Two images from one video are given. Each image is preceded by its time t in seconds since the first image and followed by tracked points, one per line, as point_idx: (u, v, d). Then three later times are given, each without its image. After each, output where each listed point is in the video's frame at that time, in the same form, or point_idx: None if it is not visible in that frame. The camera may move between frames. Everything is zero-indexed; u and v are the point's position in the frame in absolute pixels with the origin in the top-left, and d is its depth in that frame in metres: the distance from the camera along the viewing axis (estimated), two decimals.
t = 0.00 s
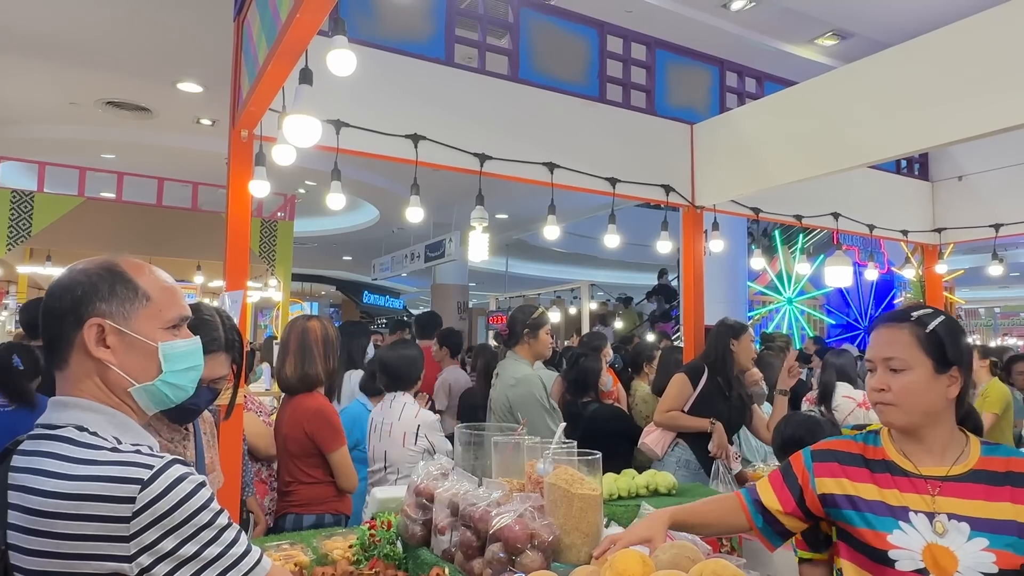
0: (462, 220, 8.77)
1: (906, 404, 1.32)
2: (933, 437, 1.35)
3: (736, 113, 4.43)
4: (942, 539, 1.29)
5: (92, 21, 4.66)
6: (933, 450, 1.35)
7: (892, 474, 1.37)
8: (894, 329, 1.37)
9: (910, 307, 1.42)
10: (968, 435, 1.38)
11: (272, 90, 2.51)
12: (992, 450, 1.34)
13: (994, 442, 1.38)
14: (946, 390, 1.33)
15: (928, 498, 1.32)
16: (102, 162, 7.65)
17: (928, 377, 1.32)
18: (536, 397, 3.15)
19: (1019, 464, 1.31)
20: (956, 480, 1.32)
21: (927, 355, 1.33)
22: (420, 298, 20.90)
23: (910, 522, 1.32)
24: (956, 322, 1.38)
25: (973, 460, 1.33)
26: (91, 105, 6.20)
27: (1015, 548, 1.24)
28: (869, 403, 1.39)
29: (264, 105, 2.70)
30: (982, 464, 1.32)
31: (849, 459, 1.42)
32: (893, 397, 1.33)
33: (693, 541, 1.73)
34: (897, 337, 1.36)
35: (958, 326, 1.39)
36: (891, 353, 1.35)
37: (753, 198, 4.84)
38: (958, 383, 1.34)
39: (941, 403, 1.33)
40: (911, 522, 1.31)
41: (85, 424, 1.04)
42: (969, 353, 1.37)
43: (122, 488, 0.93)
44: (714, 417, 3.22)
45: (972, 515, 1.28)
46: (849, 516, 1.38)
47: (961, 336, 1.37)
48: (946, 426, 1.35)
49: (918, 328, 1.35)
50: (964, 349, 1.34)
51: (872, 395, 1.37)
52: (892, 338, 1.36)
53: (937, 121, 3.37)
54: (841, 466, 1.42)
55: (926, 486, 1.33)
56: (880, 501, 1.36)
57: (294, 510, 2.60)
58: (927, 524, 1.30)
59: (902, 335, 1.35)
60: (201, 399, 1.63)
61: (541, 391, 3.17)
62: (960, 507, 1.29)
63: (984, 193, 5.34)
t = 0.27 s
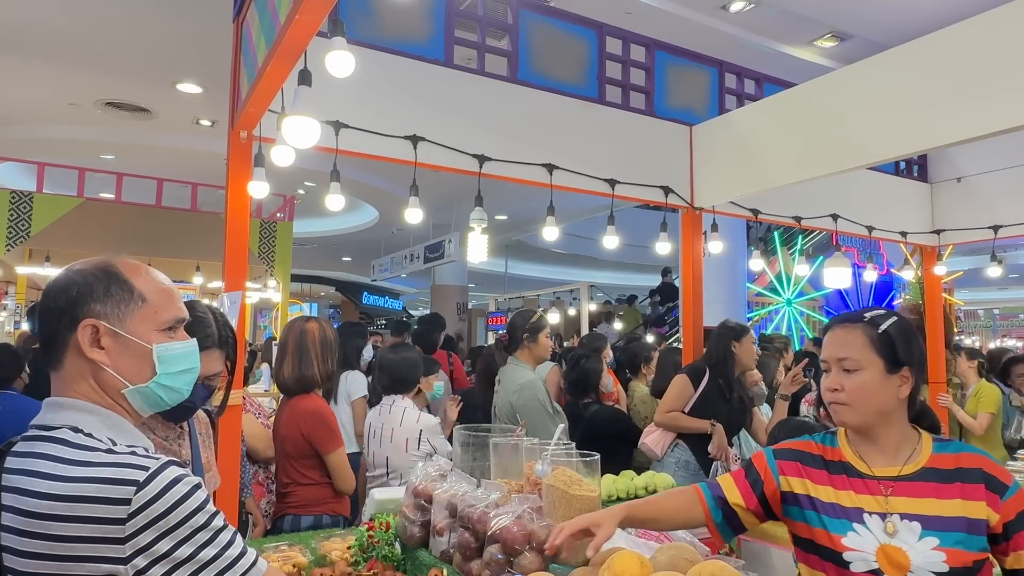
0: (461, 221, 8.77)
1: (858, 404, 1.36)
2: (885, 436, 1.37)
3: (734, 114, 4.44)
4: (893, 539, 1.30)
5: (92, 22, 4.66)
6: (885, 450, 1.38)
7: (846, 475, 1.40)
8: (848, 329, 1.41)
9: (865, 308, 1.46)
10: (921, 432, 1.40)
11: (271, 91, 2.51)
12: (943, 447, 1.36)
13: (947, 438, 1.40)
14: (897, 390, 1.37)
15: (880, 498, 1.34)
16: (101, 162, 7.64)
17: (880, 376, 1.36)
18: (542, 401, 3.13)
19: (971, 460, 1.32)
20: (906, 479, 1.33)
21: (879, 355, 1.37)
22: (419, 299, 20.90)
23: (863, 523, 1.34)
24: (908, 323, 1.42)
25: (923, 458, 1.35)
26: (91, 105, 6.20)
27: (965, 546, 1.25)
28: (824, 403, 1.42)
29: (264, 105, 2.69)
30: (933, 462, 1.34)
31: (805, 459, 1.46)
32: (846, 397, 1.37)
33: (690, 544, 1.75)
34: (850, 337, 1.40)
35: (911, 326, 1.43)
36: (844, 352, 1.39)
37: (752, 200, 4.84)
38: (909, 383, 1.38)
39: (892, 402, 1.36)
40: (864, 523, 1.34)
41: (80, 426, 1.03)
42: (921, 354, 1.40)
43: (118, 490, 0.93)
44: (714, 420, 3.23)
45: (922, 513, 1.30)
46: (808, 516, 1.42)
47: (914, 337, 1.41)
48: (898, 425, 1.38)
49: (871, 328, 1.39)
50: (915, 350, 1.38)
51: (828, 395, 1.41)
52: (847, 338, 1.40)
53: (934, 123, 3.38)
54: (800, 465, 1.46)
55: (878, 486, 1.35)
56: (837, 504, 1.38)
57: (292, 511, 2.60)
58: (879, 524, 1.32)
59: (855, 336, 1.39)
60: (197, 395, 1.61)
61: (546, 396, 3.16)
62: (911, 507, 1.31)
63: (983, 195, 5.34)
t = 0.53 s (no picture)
0: (460, 221, 8.76)
1: (826, 408, 1.40)
2: (849, 440, 1.43)
3: (733, 115, 4.45)
4: (864, 543, 1.37)
5: (91, 21, 4.65)
6: (850, 454, 1.44)
7: (815, 481, 1.45)
8: (814, 333, 1.45)
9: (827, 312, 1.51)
10: (879, 433, 1.48)
11: (269, 92, 2.51)
12: (902, 446, 1.44)
13: (902, 436, 1.49)
14: (860, 393, 1.43)
15: (850, 503, 1.41)
16: (100, 162, 7.63)
17: (846, 380, 1.41)
18: (545, 403, 3.13)
19: (929, 458, 1.41)
20: (872, 482, 1.41)
21: (844, 359, 1.42)
22: (418, 300, 20.89)
23: (836, 531, 1.39)
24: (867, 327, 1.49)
25: (885, 459, 1.42)
26: (90, 105, 6.20)
27: (933, 544, 1.34)
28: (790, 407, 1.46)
29: (262, 105, 2.70)
30: (895, 462, 1.42)
31: (773, 467, 1.50)
32: (813, 401, 1.42)
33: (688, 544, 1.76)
34: (816, 342, 1.44)
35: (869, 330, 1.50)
36: (810, 357, 1.43)
37: (750, 201, 4.85)
38: (871, 385, 1.45)
39: (857, 405, 1.42)
40: (837, 531, 1.39)
41: (71, 426, 1.03)
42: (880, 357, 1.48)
43: (111, 490, 0.93)
44: (713, 421, 3.23)
45: (890, 515, 1.37)
46: (780, 525, 1.46)
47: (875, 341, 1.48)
48: (861, 428, 1.44)
49: (836, 332, 1.45)
50: (876, 353, 1.45)
51: (794, 399, 1.45)
52: (812, 342, 1.44)
53: (932, 125, 3.38)
54: (769, 474, 1.50)
55: (847, 491, 1.41)
56: (807, 512, 1.43)
57: (290, 511, 2.59)
58: (850, 530, 1.38)
59: (821, 341, 1.44)
60: (192, 392, 1.66)
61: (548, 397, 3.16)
62: (879, 510, 1.38)
63: (981, 196, 5.35)
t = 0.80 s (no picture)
0: (459, 222, 8.76)
1: (834, 412, 1.40)
2: (847, 443, 1.43)
3: (732, 116, 4.44)
4: (855, 543, 1.37)
5: (90, 20, 4.64)
6: (845, 456, 1.44)
7: (809, 480, 1.45)
8: (822, 335, 1.44)
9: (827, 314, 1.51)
10: (870, 434, 1.49)
11: (267, 92, 2.51)
12: (895, 448, 1.45)
13: (894, 437, 1.50)
14: (861, 396, 1.45)
15: (843, 503, 1.40)
16: (99, 162, 7.63)
17: (851, 384, 1.42)
18: (551, 402, 3.12)
19: (922, 460, 1.42)
20: (866, 483, 1.41)
21: (851, 363, 1.43)
22: (417, 300, 20.89)
23: (828, 530, 1.39)
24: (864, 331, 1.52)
25: (878, 460, 1.43)
26: (88, 105, 6.19)
27: (924, 546, 1.34)
28: (794, 410, 1.44)
29: (260, 106, 2.70)
30: (888, 463, 1.42)
31: (766, 463, 1.50)
32: (821, 405, 1.40)
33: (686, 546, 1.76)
34: (824, 345, 1.43)
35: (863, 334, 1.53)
36: (820, 360, 1.42)
37: (749, 201, 4.85)
38: (868, 390, 1.47)
39: (858, 409, 1.43)
40: (829, 530, 1.39)
41: (64, 428, 1.02)
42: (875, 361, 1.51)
43: (103, 493, 0.92)
44: (714, 421, 3.24)
45: (883, 516, 1.37)
46: (771, 522, 1.45)
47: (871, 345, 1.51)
48: (858, 431, 1.45)
49: (842, 335, 1.45)
50: (875, 357, 1.47)
51: (802, 402, 1.43)
52: (820, 345, 1.43)
53: (930, 126, 3.39)
54: (761, 470, 1.49)
55: (841, 491, 1.41)
56: (800, 510, 1.43)
57: (288, 512, 2.59)
58: (842, 530, 1.38)
59: (828, 343, 1.43)
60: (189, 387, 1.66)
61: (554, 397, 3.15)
62: (872, 511, 1.38)
63: (979, 197, 5.35)
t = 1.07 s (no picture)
0: (457, 222, 8.76)
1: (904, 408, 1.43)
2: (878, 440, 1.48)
3: (730, 117, 4.44)
4: (865, 538, 1.38)
5: (87, 20, 4.64)
6: (868, 452, 1.46)
7: (817, 477, 1.46)
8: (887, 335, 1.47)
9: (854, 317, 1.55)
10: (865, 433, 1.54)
11: (264, 93, 2.51)
12: (898, 446, 1.48)
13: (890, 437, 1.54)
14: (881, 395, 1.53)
15: (855, 500, 1.41)
16: (97, 161, 7.62)
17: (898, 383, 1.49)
18: (549, 402, 3.11)
19: (923, 458, 1.46)
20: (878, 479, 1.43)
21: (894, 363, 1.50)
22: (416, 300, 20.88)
23: (835, 524, 1.40)
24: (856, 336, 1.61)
25: (885, 458, 1.45)
26: (86, 105, 6.19)
27: (931, 540, 1.37)
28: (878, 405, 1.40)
29: (257, 106, 2.70)
30: (895, 461, 1.45)
31: (769, 459, 1.51)
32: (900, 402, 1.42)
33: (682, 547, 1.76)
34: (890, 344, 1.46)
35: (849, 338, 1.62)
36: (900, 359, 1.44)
37: (747, 202, 4.85)
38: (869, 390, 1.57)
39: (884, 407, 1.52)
40: (837, 524, 1.40)
41: (58, 428, 1.02)
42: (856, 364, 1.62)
43: (93, 495, 0.92)
44: (713, 421, 3.24)
45: (891, 513, 1.39)
46: (779, 518, 1.46)
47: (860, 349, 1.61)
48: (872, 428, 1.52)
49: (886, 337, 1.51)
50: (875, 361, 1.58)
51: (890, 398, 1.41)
52: (890, 344, 1.45)
53: (927, 127, 3.39)
54: (766, 467, 1.50)
55: (854, 487, 1.43)
56: (807, 504, 1.44)
57: (286, 512, 2.59)
58: (851, 524, 1.39)
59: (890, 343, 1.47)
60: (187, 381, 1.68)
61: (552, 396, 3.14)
62: (882, 507, 1.40)
63: (977, 199, 5.36)
